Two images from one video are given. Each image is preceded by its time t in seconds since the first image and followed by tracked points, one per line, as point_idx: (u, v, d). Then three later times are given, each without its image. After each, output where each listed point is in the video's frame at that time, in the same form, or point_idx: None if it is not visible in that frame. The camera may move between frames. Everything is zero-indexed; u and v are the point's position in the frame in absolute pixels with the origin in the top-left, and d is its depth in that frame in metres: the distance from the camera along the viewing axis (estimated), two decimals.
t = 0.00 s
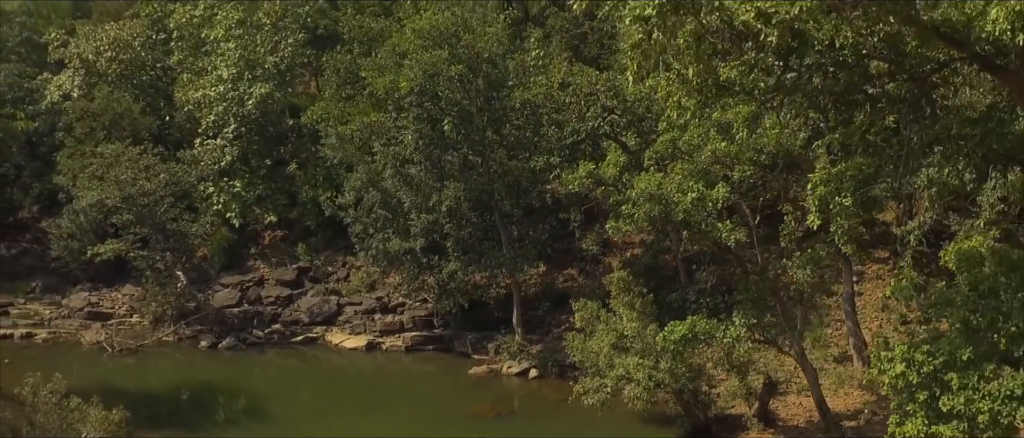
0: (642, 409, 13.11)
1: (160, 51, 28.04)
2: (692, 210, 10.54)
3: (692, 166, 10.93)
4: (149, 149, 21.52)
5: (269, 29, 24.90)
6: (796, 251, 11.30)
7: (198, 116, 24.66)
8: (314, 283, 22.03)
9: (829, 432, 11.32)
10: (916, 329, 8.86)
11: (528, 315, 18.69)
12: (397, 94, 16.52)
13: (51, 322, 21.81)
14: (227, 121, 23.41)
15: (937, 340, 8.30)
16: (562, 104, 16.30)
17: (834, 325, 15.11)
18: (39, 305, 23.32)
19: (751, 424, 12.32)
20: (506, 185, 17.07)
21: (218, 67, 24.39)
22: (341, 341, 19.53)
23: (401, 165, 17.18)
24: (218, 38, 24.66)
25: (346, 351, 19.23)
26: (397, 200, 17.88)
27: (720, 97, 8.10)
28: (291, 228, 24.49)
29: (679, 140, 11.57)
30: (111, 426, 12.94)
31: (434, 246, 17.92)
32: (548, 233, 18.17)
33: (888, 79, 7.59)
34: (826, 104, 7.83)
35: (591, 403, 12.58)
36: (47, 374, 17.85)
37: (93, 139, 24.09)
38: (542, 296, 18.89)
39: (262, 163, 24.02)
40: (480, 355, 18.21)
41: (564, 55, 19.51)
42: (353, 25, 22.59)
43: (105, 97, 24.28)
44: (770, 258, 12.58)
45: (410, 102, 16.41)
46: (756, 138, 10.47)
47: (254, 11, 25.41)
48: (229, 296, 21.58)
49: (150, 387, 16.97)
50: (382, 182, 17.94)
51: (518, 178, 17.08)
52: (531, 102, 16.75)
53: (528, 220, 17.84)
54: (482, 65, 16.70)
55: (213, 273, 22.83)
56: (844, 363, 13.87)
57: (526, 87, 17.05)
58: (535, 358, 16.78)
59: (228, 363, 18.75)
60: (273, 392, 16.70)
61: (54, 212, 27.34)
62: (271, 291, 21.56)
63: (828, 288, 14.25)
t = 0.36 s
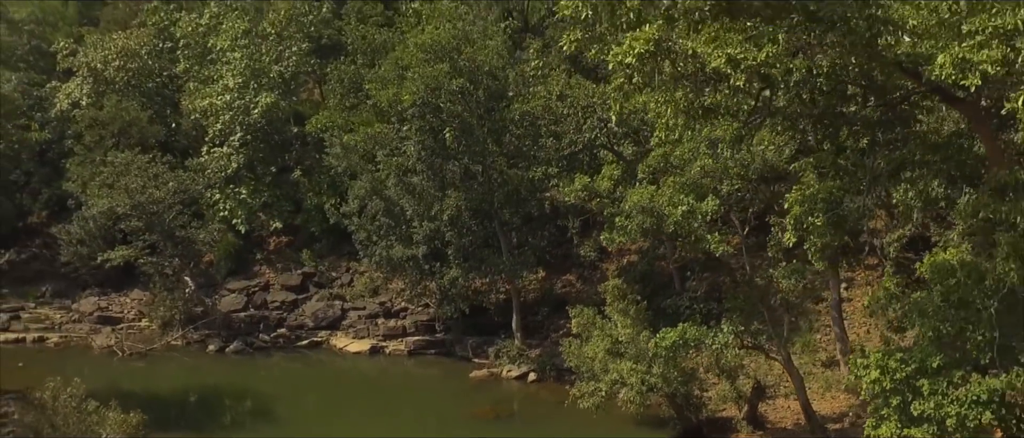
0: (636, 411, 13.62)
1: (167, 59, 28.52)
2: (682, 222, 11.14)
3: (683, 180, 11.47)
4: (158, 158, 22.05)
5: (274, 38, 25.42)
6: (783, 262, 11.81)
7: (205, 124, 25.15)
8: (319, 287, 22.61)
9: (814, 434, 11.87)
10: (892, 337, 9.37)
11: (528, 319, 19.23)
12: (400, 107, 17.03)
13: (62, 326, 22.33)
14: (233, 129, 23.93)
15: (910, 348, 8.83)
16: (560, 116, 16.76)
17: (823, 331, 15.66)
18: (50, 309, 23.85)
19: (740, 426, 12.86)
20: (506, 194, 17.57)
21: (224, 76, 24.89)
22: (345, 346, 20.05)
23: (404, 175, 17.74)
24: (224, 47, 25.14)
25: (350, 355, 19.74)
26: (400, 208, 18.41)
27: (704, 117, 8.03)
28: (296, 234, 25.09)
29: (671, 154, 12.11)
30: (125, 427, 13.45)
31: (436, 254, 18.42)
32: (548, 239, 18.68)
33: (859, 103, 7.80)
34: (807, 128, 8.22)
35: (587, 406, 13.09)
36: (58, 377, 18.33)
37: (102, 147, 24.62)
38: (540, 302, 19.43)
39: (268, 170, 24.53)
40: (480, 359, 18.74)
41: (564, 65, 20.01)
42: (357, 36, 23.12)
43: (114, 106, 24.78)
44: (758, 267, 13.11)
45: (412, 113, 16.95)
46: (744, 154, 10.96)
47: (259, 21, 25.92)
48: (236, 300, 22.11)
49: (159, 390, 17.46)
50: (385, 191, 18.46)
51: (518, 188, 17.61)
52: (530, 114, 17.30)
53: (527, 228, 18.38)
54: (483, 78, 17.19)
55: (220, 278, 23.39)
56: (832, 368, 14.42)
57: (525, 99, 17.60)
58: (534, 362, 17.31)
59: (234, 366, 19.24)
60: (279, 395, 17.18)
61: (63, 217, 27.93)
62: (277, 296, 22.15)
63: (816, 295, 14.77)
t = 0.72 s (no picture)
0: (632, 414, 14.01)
1: (173, 66, 28.93)
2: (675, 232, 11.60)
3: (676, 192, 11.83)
4: (165, 165, 22.48)
5: (278, 46, 25.84)
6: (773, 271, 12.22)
7: (210, 131, 25.59)
8: (323, 292, 23.15)
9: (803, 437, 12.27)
10: (875, 345, 9.66)
11: (527, 324, 19.67)
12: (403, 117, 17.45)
13: (71, 330, 22.77)
14: (237, 136, 24.33)
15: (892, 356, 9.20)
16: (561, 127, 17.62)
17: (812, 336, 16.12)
18: (58, 313, 24.28)
19: (732, 429, 13.30)
20: (506, 202, 18.03)
21: (229, 84, 25.29)
22: (348, 349, 20.46)
23: (407, 183, 18.24)
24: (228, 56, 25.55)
25: (353, 358, 20.13)
26: (402, 215, 18.85)
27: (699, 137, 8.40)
28: (300, 239, 25.63)
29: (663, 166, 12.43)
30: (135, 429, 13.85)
31: (437, 261, 18.86)
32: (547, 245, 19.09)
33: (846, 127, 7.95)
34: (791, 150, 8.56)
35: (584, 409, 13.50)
36: (68, 380, 18.74)
37: (109, 153, 25.08)
38: (540, 306, 19.86)
39: (272, 177, 25.00)
40: (481, 362, 19.16)
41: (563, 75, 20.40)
42: (360, 46, 23.55)
43: (121, 113, 25.22)
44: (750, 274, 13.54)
45: (414, 123, 17.59)
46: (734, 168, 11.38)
47: (263, 30, 26.35)
48: (241, 304, 22.64)
49: (167, 393, 17.85)
50: (387, 198, 18.91)
51: (518, 196, 18.04)
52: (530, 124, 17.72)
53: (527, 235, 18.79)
54: (484, 89, 17.68)
55: (225, 282, 23.84)
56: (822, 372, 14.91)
57: (524, 110, 18.04)
58: (533, 366, 17.74)
59: (240, 370, 19.64)
60: (284, 399, 17.58)
61: (70, 222, 28.54)
62: (281, 300, 22.65)
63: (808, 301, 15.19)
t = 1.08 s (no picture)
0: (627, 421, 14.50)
1: (179, 75, 29.39)
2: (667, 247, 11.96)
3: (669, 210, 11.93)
4: (173, 175, 22.96)
5: (283, 57, 26.35)
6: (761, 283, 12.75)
7: (217, 140, 26.09)
8: (327, 299, 23.73)
9: None
10: (855, 357, 10.20)
11: (527, 331, 20.20)
12: (406, 132, 17.97)
13: (82, 336, 23.35)
14: (243, 146, 24.84)
15: (870, 369, 9.69)
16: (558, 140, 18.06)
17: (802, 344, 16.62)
18: (69, 318, 24.82)
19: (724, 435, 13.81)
20: (506, 213, 18.54)
21: (235, 94, 25.80)
22: (353, 355, 20.99)
23: (410, 194, 18.74)
24: (234, 66, 26.01)
25: (357, 364, 20.66)
26: (405, 225, 19.39)
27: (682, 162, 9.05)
28: (305, 247, 26.21)
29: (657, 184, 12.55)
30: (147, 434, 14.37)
31: (439, 269, 19.31)
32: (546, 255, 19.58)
33: (819, 159, 8.60)
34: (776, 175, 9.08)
35: (580, 417, 14.01)
36: (80, 386, 19.25)
37: (118, 163, 25.63)
38: (539, 314, 20.38)
39: (278, 185, 25.44)
40: (481, 368, 19.68)
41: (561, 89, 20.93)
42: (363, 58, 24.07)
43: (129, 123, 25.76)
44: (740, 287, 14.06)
45: (418, 137, 18.02)
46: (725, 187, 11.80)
47: (269, 41, 26.83)
48: (247, 311, 23.19)
49: (176, 398, 18.36)
50: (391, 209, 19.46)
51: (518, 208, 18.59)
52: (529, 138, 18.25)
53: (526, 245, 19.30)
54: (484, 103, 18.21)
55: (232, 289, 24.36)
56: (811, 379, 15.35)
57: (524, 124, 18.59)
58: (532, 372, 18.27)
59: (247, 375, 20.15)
60: (290, 404, 18.09)
61: (78, 228, 29.28)
62: (287, 306, 23.21)
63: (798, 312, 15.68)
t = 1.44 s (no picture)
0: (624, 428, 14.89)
1: (184, 82, 29.77)
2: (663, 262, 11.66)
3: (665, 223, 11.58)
4: (180, 184, 23.36)
5: (286, 66, 26.72)
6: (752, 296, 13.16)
7: (222, 148, 26.51)
8: (331, 305, 24.17)
9: None
10: (841, 370, 10.59)
11: (527, 337, 20.62)
12: (409, 144, 18.40)
13: (91, 341, 23.81)
14: (248, 155, 25.25)
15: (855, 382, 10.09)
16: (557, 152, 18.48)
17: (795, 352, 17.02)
18: (77, 323, 25.24)
19: None
20: (506, 224, 18.95)
21: (240, 103, 26.20)
22: (356, 361, 21.40)
23: (412, 205, 19.16)
24: (239, 75, 26.40)
25: (361, 369, 21.08)
26: (407, 233, 19.80)
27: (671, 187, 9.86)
28: (308, 253, 26.63)
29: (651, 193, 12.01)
30: None
31: (440, 277, 19.72)
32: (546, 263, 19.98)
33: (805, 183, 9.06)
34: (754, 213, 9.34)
35: (578, 424, 14.41)
36: (89, 390, 19.68)
37: (125, 170, 26.03)
38: (539, 320, 20.79)
39: (282, 193, 25.80)
40: (482, 374, 20.09)
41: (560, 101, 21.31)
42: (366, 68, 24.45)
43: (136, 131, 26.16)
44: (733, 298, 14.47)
45: (420, 149, 18.46)
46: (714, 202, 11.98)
47: (274, 50, 27.20)
48: (253, 316, 23.63)
49: (183, 403, 18.79)
50: (393, 218, 19.89)
51: (517, 217, 19.02)
52: (528, 150, 18.66)
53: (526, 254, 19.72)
54: (484, 115, 18.64)
55: (237, 295, 24.77)
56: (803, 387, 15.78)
57: (524, 136, 19.01)
58: (531, 379, 18.68)
59: (253, 381, 20.56)
60: (295, 409, 18.50)
61: (83, 234, 29.74)
62: (292, 312, 23.65)
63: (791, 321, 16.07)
